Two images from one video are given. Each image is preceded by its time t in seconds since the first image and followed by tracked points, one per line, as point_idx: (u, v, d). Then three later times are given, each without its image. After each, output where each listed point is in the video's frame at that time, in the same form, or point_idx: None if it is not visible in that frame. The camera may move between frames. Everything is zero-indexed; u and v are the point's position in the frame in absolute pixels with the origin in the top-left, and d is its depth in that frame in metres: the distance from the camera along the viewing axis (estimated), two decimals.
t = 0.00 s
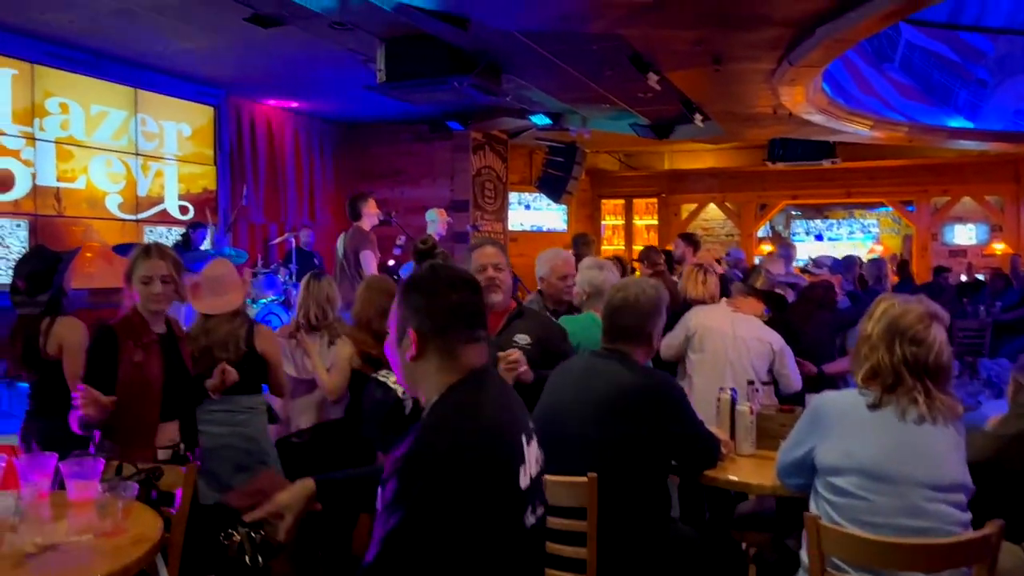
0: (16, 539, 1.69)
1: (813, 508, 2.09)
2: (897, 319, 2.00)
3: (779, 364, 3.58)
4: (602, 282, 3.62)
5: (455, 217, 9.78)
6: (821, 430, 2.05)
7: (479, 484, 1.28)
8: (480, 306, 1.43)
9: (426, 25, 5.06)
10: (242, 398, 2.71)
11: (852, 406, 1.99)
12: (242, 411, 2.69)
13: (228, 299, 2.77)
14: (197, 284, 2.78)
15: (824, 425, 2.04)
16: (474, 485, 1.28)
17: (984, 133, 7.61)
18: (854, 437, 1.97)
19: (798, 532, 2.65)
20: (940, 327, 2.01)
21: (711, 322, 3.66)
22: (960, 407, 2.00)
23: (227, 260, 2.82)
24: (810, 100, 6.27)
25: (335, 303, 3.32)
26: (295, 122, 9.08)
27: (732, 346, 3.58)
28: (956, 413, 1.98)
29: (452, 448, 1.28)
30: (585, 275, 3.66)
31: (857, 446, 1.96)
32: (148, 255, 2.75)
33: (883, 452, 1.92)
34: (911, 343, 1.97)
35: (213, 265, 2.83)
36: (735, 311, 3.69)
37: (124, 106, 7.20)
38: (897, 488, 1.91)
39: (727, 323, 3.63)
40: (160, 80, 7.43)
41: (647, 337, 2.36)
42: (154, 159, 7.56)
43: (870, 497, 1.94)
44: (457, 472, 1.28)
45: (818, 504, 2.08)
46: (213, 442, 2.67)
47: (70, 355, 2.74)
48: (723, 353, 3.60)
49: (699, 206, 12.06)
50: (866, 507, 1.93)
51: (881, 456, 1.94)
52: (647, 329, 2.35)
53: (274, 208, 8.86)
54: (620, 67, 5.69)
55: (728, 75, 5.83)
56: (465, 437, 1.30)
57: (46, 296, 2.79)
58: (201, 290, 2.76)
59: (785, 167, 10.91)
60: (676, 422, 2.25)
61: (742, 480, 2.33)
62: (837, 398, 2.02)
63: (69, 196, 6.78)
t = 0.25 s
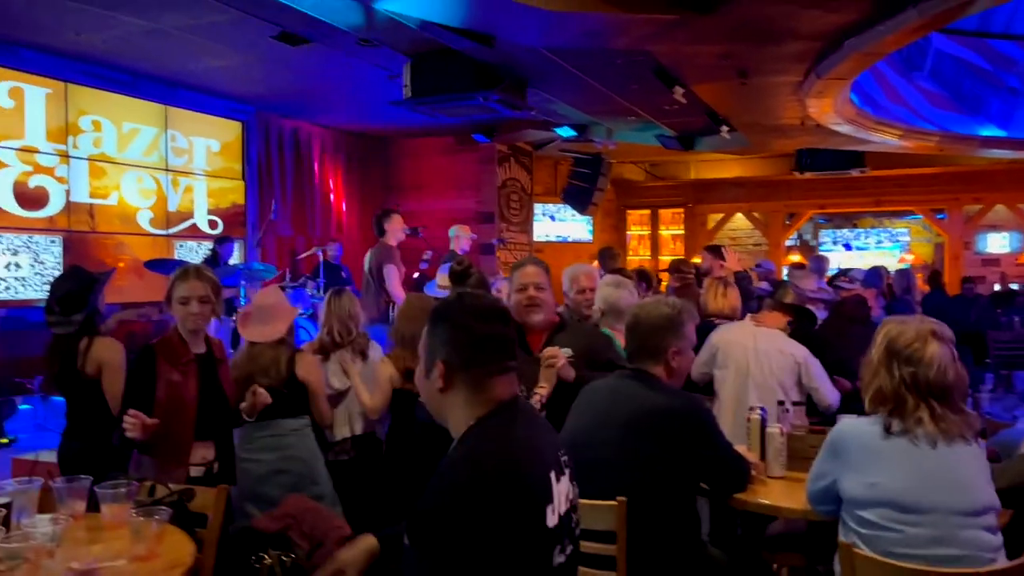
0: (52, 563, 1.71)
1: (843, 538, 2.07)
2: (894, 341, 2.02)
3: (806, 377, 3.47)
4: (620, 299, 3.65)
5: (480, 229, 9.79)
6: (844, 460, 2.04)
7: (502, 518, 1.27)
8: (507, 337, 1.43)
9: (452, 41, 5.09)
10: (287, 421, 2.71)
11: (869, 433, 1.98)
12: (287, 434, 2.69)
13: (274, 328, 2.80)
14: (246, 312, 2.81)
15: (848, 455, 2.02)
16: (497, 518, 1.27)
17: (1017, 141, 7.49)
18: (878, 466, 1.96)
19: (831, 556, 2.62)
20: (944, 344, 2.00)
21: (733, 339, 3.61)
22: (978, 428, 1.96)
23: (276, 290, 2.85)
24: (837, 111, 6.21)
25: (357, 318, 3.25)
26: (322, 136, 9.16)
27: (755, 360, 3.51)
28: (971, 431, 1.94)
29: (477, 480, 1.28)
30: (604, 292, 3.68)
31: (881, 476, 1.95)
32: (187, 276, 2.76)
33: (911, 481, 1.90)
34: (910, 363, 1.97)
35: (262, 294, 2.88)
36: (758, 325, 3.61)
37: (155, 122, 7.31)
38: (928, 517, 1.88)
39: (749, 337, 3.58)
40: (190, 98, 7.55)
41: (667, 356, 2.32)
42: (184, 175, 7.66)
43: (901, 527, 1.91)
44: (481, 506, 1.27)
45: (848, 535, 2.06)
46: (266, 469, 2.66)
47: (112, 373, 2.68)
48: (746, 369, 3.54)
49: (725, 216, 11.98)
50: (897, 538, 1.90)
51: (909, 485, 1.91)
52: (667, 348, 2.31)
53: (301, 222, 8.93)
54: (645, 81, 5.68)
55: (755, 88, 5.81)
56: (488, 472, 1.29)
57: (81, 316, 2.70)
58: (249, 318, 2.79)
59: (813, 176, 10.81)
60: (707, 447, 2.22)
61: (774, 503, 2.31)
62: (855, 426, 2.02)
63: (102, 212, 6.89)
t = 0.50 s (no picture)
0: None
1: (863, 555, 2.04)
2: (882, 350, 2.08)
3: (833, 378, 3.44)
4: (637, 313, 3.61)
5: (499, 236, 9.81)
6: (856, 476, 2.03)
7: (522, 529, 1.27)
8: (524, 352, 1.44)
9: (470, 51, 5.11)
10: (321, 430, 2.79)
11: (871, 445, 2.00)
12: (323, 443, 2.77)
13: (298, 339, 2.83)
14: (270, 323, 2.85)
15: (861, 472, 2.01)
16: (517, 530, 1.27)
17: None
18: (891, 480, 1.95)
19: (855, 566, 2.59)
20: (934, 350, 2.01)
21: (753, 346, 3.58)
22: (979, 434, 1.94)
23: (300, 301, 2.88)
24: (858, 115, 6.19)
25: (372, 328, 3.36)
26: (342, 146, 9.22)
27: (777, 367, 3.49)
28: (967, 435, 1.93)
29: (497, 493, 1.29)
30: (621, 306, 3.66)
31: (897, 490, 1.93)
32: (210, 287, 2.78)
33: (928, 494, 1.88)
34: (896, 372, 2.01)
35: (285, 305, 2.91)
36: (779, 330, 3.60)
37: (177, 134, 7.38)
38: (950, 530, 1.86)
39: (769, 343, 3.55)
40: (212, 109, 7.63)
41: (684, 364, 2.31)
42: (206, 185, 7.74)
43: (922, 542, 1.88)
44: (500, 518, 1.27)
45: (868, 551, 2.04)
46: (300, 479, 2.74)
47: (137, 387, 2.67)
48: (769, 376, 3.51)
49: (745, 220, 11.91)
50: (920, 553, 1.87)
51: (925, 499, 1.89)
52: (683, 356, 2.30)
53: (322, 231, 8.99)
54: (664, 88, 5.67)
55: (774, 92, 5.80)
56: (506, 485, 1.29)
57: (109, 329, 2.69)
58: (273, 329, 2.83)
59: (834, 179, 10.73)
60: (729, 457, 2.21)
61: (797, 514, 2.30)
62: (859, 440, 2.04)
63: (126, 223, 6.98)
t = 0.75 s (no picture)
0: None
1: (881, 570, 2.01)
2: (886, 362, 2.08)
3: (856, 384, 3.40)
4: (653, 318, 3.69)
5: (514, 243, 9.81)
6: (870, 491, 2.01)
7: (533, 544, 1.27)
8: (530, 369, 1.44)
9: (484, 60, 5.13)
10: (343, 436, 2.84)
11: (880, 459, 1.98)
12: (345, 449, 2.82)
13: (313, 344, 2.83)
14: (283, 332, 2.84)
15: (873, 486, 1.99)
16: (529, 545, 1.27)
17: None
18: (905, 495, 1.93)
19: None
20: (936, 358, 2.00)
21: (775, 354, 3.51)
22: (987, 443, 1.92)
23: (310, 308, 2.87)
24: (874, 119, 6.15)
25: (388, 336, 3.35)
26: (357, 155, 9.27)
27: (800, 376, 3.42)
28: (975, 444, 1.90)
29: (508, 509, 1.28)
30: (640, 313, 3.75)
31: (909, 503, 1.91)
32: (224, 303, 2.75)
33: (938, 506, 1.86)
34: (898, 383, 2.01)
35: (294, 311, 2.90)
36: (797, 336, 3.56)
37: (194, 145, 7.44)
38: (962, 542, 1.83)
39: (791, 351, 3.48)
40: (229, 120, 7.69)
41: (693, 371, 2.30)
42: (223, 195, 7.79)
43: (935, 555, 1.86)
44: (512, 535, 1.27)
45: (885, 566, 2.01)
46: (323, 484, 2.78)
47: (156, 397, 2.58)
48: (794, 384, 3.44)
49: (762, 224, 11.84)
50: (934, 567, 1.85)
51: (937, 512, 1.87)
52: (693, 362, 2.29)
53: (338, 240, 9.03)
54: (678, 94, 5.66)
55: (789, 98, 5.77)
56: (516, 502, 1.29)
57: (132, 340, 2.61)
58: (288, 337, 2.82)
59: (851, 183, 10.66)
60: (744, 467, 2.19)
61: (814, 526, 2.28)
62: (869, 454, 2.02)
63: (144, 234, 7.03)
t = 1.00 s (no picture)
0: None
1: None
2: (904, 368, 2.05)
3: (872, 393, 3.39)
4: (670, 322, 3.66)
5: (525, 248, 9.82)
6: (883, 499, 1.98)
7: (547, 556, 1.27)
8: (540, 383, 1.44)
9: (493, 66, 5.13)
10: (344, 442, 2.86)
11: (896, 466, 1.95)
12: (346, 454, 2.83)
13: (325, 349, 2.91)
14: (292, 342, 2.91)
15: (886, 494, 1.97)
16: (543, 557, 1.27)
17: None
18: (920, 503, 1.90)
19: None
20: (955, 366, 1.98)
21: (794, 361, 3.46)
22: (1005, 453, 1.90)
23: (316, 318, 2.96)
24: (885, 123, 6.13)
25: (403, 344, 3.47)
26: (368, 161, 9.30)
27: (820, 383, 3.38)
28: (993, 454, 1.88)
29: (523, 520, 1.29)
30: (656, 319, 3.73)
31: (924, 512, 1.89)
32: (232, 314, 2.75)
33: (956, 516, 1.84)
34: (918, 390, 1.98)
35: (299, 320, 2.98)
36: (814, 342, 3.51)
37: (206, 152, 7.48)
38: (979, 553, 1.82)
39: (809, 358, 3.44)
40: (240, 127, 7.73)
41: (703, 379, 2.29)
42: (235, 202, 7.83)
43: (952, 565, 1.85)
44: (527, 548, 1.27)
45: None
46: (324, 489, 2.78)
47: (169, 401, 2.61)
48: (812, 391, 3.40)
49: (774, 228, 11.79)
50: None
51: (953, 521, 1.85)
52: (702, 370, 2.28)
53: (349, 246, 9.06)
54: (688, 100, 5.66)
55: (800, 102, 5.76)
56: (531, 514, 1.29)
57: (146, 348, 2.66)
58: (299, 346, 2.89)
59: (863, 187, 10.61)
60: (756, 477, 2.18)
61: (825, 535, 2.27)
62: (884, 461, 1.99)
63: (156, 241, 7.08)
